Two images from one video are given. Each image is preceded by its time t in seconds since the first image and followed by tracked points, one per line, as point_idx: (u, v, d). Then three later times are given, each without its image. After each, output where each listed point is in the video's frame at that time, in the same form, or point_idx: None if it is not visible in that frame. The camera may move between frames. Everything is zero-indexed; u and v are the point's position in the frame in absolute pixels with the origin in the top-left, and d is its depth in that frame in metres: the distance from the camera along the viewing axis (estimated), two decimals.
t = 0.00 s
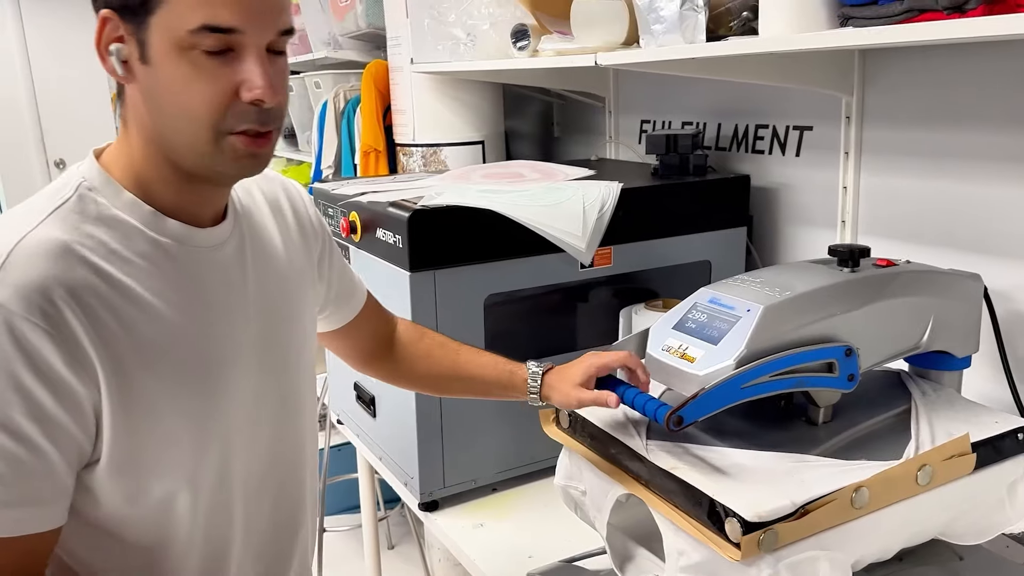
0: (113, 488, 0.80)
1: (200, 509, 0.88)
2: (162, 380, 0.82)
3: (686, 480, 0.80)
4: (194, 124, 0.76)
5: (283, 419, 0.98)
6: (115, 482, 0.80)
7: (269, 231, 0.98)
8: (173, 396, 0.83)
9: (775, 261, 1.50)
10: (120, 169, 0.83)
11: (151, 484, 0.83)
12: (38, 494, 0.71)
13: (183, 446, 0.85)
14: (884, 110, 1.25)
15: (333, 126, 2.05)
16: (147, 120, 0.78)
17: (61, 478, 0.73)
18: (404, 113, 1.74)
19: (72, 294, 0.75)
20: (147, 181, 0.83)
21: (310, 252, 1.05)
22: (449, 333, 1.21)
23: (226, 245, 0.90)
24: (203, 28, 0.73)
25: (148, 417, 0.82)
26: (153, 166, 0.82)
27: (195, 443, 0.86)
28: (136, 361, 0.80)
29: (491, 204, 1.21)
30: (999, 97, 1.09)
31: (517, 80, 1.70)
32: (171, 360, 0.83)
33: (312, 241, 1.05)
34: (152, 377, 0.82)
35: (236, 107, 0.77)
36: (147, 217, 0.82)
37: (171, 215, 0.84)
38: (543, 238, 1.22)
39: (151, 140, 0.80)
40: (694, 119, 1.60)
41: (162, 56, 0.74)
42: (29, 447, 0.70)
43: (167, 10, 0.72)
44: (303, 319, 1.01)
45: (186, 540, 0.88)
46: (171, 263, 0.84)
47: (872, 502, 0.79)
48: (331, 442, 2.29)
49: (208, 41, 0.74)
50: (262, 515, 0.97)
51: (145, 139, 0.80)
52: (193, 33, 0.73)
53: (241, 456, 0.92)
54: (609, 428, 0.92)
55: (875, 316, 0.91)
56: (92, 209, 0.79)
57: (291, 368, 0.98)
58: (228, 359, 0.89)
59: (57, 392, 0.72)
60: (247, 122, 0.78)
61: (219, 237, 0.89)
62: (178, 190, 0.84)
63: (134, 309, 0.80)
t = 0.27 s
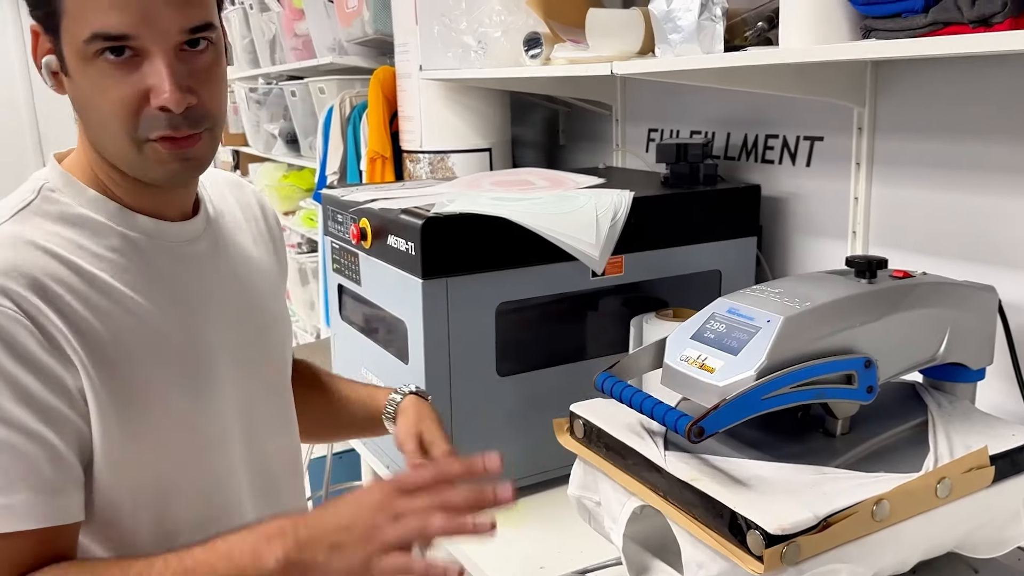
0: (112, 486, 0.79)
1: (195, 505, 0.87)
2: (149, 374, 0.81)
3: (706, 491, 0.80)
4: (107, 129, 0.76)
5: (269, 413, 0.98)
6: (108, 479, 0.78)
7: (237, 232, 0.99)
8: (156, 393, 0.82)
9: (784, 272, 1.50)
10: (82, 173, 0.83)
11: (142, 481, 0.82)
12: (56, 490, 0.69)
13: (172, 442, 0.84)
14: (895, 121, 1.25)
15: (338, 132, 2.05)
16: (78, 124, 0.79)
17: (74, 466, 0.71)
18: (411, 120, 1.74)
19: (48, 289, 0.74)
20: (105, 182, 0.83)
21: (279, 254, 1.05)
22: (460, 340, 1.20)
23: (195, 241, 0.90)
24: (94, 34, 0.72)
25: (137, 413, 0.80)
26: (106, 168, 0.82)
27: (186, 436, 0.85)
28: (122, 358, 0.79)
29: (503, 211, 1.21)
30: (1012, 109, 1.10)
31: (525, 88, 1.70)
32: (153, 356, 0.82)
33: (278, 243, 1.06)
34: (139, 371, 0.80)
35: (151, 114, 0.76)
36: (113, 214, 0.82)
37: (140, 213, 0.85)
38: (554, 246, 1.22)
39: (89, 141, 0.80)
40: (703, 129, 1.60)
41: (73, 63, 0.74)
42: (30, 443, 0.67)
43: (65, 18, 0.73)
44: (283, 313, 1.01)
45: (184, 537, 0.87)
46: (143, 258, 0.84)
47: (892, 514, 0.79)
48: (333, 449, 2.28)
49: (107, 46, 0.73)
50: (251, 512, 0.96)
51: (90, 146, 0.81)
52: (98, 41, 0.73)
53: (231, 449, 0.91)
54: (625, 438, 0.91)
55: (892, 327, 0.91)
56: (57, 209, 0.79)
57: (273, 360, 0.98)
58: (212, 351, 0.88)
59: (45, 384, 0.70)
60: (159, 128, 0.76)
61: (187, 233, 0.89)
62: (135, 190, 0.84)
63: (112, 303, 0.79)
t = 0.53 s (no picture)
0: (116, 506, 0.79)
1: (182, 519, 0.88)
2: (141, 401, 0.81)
3: (716, 509, 0.80)
4: (184, 155, 0.78)
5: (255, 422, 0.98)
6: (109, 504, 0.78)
7: (213, 242, 0.99)
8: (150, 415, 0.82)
9: (794, 289, 1.50)
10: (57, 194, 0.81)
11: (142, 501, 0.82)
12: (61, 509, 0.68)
13: (164, 463, 0.84)
14: (907, 140, 1.26)
15: (351, 147, 2.07)
16: (115, 154, 0.77)
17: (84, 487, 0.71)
18: (424, 136, 1.76)
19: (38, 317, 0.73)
20: (92, 206, 0.81)
21: (261, 260, 1.05)
22: (471, 355, 1.21)
23: (173, 255, 0.90)
24: (204, 66, 0.75)
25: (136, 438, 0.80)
26: (99, 192, 0.80)
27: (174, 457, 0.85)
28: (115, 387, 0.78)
29: (515, 228, 1.22)
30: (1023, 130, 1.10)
31: (537, 105, 1.72)
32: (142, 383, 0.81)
33: (258, 251, 1.06)
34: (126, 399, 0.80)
35: (225, 131, 0.80)
36: (91, 233, 0.81)
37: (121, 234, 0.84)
38: (566, 262, 1.23)
39: (111, 168, 0.78)
40: (714, 146, 1.61)
41: (155, 96, 0.74)
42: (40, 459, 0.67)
43: (163, 50, 0.73)
44: (266, 320, 1.01)
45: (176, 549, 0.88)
46: (124, 276, 0.83)
47: (903, 534, 0.79)
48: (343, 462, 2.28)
49: (198, 78, 0.76)
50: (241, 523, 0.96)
51: (102, 170, 0.78)
52: (191, 71, 0.75)
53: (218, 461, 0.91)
54: (636, 455, 0.92)
55: (903, 346, 0.91)
56: (31, 234, 0.78)
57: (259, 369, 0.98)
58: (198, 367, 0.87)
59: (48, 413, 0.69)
60: (228, 143, 0.81)
61: (163, 248, 0.88)
62: (127, 211, 0.83)
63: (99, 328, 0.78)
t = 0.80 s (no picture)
0: (80, 503, 0.81)
1: (162, 519, 0.91)
2: (120, 394, 0.83)
3: (707, 515, 0.80)
4: (190, 149, 0.81)
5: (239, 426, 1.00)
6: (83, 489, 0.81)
7: (201, 251, 1.00)
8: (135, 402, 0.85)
9: (792, 297, 1.50)
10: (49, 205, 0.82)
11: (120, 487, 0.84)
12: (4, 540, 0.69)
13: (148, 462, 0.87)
14: (904, 149, 1.26)
15: (353, 154, 2.08)
16: (120, 153, 0.79)
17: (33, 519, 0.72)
18: (425, 143, 1.77)
19: (17, 336, 0.74)
20: (85, 213, 0.83)
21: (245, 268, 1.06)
22: (468, 361, 1.21)
23: (160, 269, 0.91)
24: (217, 59, 0.78)
25: (120, 422, 0.83)
26: (90, 199, 0.82)
27: (155, 453, 0.87)
28: (97, 375, 0.81)
29: (512, 234, 1.22)
30: (1018, 140, 1.10)
31: (538, 113, 1.73)
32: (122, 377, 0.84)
33: (244, 257, 1.07)
34: (105, 393, 0.82)
35: (230, 126, 0.84)
36: (82, 249, 0.82)
37: (110, 246, 0.85)
38: (563, 269, 1.23)
39: (109, 169, 0.80)
40: (713, 154, 1.62)
41: (169, 89, 0.78)
42: None
43: (179, 44, 0.76)
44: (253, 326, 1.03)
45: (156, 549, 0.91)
46: (111, 291, 0.84)
47: (893, 540, 0.79)
48: (343, 467, 2.29)
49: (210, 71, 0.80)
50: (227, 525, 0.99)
51: (103, 175, 0.80)
52: (204, 64, 0.79)
53: (200, 463, 0.94)
54: (629, 461, 0.92)
55: (896, 354, 0.91)
56: (23, 248, 0.79)
57: (245, 373, 1.00)
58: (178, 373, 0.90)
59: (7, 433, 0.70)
60: (231, 139, 0.85)
61: (153, 260, 0.90)
62: (121, 218, 0.84)
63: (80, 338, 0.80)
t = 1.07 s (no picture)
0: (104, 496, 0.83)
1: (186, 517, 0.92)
2: (141, 382, 0.86)
3: (707, 516, 0.81)
4: (215, 143, 0.84)
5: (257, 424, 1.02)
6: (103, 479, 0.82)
7: (219, 252, 1.02)
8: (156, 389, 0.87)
9: (795, 301, 1.51)
10: (77, 203, 0.85)
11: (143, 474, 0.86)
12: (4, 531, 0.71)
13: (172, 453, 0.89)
14: (906, 154, 1.26)
15: (358, 158, 2.09)
16: (146, 148, 0.81)
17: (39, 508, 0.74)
18: (429, 147, 1.78)
19: (47, 329, 0.77)
20: (109, 210, 0.85)
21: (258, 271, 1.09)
22: (471, 364, 1.22)
23: (184, 268, 0.93)
24: (241, 54, 0.81)
25: (143, 409, 0.86)
26: (115, 196, 0.84)
27: (177, 443, 0.89)
28: (121, 362, 0.84)
29: (515, 237, 1.23)
30: (1019, 144, 1.11)
31: (541, 118, 1.73)
32: (145, 367, 0.86)
33: (255, 258, 1.11)
34: (128, 380, 0.84)
35: (251, 122, 0.87)
36: (110, 248, 0.84)
37: (134, 244, 0.87)
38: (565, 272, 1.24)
39: (135, 165, 0.82)
40: (716, 158, 1.62)
41: (194, 83, 0.80)
42: None
43: (204, 39, 0.79)
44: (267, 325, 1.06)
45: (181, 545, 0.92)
46: (135, 290, 0.86)
47: (893, 542, 0.79)
48: (347, 470, 2.30)
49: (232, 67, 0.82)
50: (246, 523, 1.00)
51: (127, 172, 0.83)
52: (228, 59, 0.82)
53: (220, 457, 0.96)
54: (630, 462, 0.92)
55: (896, 357, 0.92)
56: (52, 245, 0.81)
57: (260, 371, 1.03)
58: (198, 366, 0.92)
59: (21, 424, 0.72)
60: (251, 136, 0.88)
61: (176, 260, 0.92)
62: (145, 215, 0.86)
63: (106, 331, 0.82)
